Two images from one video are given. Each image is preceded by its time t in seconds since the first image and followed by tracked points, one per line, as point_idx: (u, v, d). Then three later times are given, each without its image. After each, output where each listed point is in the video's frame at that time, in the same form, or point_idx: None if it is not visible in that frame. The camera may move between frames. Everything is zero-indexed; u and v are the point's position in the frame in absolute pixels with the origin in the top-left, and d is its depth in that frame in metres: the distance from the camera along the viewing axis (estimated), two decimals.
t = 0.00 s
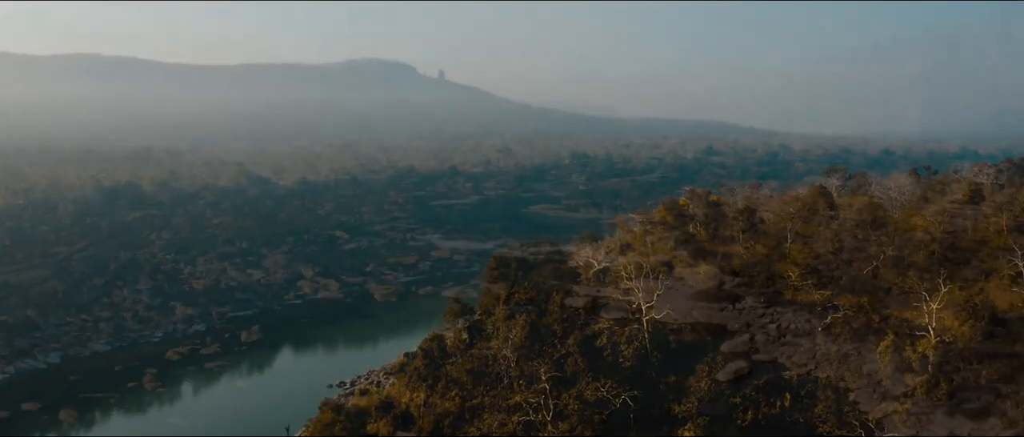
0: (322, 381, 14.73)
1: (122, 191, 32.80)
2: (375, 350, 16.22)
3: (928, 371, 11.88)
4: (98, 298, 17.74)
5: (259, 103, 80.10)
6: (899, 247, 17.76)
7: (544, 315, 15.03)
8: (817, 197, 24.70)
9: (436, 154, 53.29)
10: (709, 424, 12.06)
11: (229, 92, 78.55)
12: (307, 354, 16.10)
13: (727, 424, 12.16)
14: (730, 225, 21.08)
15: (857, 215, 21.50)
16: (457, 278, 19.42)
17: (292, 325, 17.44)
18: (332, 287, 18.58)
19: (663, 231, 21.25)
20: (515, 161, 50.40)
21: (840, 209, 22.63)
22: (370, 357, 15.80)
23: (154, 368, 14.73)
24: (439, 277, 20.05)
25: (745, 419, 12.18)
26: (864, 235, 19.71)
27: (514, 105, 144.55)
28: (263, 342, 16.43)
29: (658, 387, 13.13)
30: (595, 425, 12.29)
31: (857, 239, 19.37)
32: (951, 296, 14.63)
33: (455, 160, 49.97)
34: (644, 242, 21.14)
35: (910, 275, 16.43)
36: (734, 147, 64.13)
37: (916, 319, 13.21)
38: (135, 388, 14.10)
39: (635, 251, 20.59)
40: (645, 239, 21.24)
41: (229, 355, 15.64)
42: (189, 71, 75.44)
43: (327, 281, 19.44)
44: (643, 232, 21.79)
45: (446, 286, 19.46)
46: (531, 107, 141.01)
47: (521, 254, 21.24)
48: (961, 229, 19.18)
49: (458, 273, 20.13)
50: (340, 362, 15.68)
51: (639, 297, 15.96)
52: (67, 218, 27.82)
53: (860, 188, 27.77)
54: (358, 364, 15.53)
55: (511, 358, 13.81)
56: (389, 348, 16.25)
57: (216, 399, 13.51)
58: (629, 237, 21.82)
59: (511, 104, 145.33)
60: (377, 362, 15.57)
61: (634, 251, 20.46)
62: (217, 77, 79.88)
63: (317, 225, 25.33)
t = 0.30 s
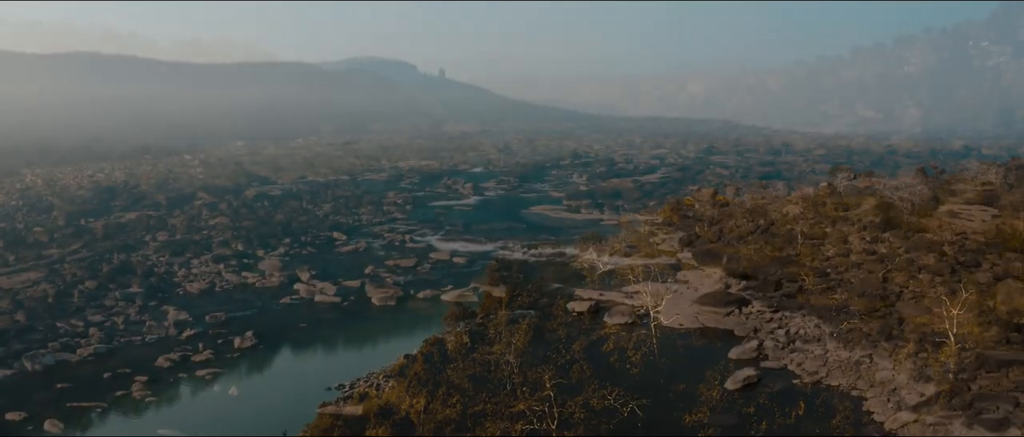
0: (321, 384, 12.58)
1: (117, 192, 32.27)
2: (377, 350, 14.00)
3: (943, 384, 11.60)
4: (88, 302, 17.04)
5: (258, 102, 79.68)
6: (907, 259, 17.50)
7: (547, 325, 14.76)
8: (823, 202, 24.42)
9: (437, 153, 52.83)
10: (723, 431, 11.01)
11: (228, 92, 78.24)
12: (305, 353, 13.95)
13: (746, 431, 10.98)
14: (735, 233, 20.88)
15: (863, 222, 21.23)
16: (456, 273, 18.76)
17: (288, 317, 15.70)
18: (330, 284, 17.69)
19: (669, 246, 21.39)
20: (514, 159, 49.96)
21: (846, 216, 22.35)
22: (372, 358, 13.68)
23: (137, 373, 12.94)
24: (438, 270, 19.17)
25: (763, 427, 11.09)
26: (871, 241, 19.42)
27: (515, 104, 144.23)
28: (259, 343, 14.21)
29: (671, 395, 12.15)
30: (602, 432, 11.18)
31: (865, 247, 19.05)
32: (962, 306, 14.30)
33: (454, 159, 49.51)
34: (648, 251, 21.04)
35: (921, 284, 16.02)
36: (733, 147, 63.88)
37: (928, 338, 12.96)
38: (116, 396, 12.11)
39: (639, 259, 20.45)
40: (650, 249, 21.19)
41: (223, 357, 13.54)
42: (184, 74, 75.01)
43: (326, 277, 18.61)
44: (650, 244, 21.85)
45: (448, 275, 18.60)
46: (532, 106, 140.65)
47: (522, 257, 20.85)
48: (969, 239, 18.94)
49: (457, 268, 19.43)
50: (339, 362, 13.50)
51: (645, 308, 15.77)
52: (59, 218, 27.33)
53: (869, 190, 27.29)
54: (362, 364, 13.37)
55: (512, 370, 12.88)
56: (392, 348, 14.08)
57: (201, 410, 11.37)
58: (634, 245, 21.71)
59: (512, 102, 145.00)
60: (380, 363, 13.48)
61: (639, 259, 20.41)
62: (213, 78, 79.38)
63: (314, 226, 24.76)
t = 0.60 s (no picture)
0: (319, 387, 12.34)
1: (111, 195, 31.78)
2: (376, 351, 13.71)
3: (962, 395, 11.21)
4: (77, 307, 16.59)
5: (258, 99, 79.42)
6: (919, 262, 17.06)
7: (549, 333, 14.28)
8: (830, 203, 24.00)
9: (437, 153, 52.34)
10: None
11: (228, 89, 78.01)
12: (303, 354, 13.64)
13: None
14: (741, 235, 20.46)
15: (872, 224, 20.81)
16: (456, 277, 18.29)
17: (283, 322, 15.19)
18: (327, 287, 17.20)
19: (674, 249, 20.95)
20: (515, 159, 49.47)
21: (854, 217, 21.93)
22: (370, 358, 13.44)
23: (125, 383, 12.45)
24: (438, 273, 18.69)
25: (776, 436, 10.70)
26: (880, 244, 19.00)
27: (515, 102, 143.73)
28: (252, 349, 13.73)
29: (679, 404, 11.69)
30: None
31: (874, 250, 18.63)
32: (979, 312, 13.93)
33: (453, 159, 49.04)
34: (652, 255, 20.59)
35: (934, 288, 15.61)
36: (735, 147, 63.41)
37: (941, 346, 12.72)
38: (101, 408, 11.62)
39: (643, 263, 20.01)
40: (654, 253, 20.75)
41: (213, 365, 13.03)
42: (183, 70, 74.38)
43: (322, 281, 18.12)
44: (654, 247, 21.43)
45: (447, 278, 18.12)
46: (532, 106, 140.29)
47: (522, 260, 20.41)
48: (981, 242, 18.53)
49: (456, 271, 18.95)
50: (336, 363, 13.25)
51: (650, 315, 15.30)
52: (51, 219, 26.86)
53: (877, 192, 26.79)
54: (362, 364, 13.16)
55: (514, 380, 12.45)
56: (390, 350, 13.78)
57: (194, 419, 10.97)
58: (637, 248, 21.28)
59: (512, 102, 144.51)
60: (379, 363, 13.24)
61: (642, 263, 19.98)
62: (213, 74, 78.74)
63: (311, 228, 24.31)
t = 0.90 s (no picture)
0: (316, 394, 11.88)
1: (105, 196, 31.22)
2: (375, 358, 13.25)
3: (985, 407, 10.80)
4: (65, 313, 16.05)
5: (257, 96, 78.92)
6: (933, 266, 16.58)
7: (552, 340, 13.75)
8: (837, 206, 23.53)
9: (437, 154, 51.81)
10: None
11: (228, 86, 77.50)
12: (298, 361, 13.17)
13: None
14: (748, 238, 20.00)
15: (881, 227, 20.34)
16: (456, 281, 17.76)
17: (277, 329, 14.68)
18: (322, 292, 16.67)
19: (678, 252, 20.44)
20: (515, 159, 48.85)
21: (863, 220, 21.45)
22: (365, 364, 13.00)
23: (112, 395, 11.93)
24: (437, 278, 18.15)
25: None
26: (891, 247, 18.52)
27: (514, 101, 143.09)
28: (244, 357, 13.23)
29: (690, 411, 11.20)
30: None
31: (886, 253, 18.14)
32: (998, 320, 13.50)
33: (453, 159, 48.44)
34: (657, 259, 20.07)
35: (950, 293, 15.14)
36: (736, 147, 62.91)
37: (960, 355, 12.29)
38: (85, 420, 11.10)
39: (647, 266, 19.49)
40: (659, 257, 20.23)
41: (204, 375, 12.52)
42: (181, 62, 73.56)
43: (318, 286, 17.60)
44: (659, 251, 20.91)
45: (447, 283, 17.58)
46: (532, 105, 139.71)
47: (523, 263, 19.89)
48: (994, 244, 18.06)
49: (455, 276, 18.42)
50: (331, 370, 12.80)
51: (656, 322, 14.78)
52: (43, 220, 26.32)
53: (884, 193, 26.33)
54: (359, 370, 12.74)
55: (517, 387, 11.95)
56: (386, 356, 13.31)
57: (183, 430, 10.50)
58: (641, 252, 20.74)
59: (511, 101, 143.91)
60: (374, 368, 12.82)
61: (647, 267, 19.45)
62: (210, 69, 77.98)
63: (307, 230, 23.80)
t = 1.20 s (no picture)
0: (309, 406, 11.33)
1: (97, 197, 30.60)
2: (371, 367, 12.67)
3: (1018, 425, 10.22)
4: (48, 321, 15.42)
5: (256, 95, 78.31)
6: (951, 271, 15.96)
7: (556, 350, 13.10)
8: (846, 208, 22.90)
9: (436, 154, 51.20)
10: None
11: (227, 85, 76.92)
12: (290, 371, 12.58)
13: None
14: (756, 242, 19.36)
15: (893, 230, 19.73)
16: (455, 287, 17.11)
17: (267, 338, 14.03)
18: (316, 299, 16.03)
19: (684, 256, 19.80)
20: (516, 159, 48.19)
21: (874, 222, 20.82)
22: (360, 374, 12.42)
23: (92, 411, 11.29)
24: (436, 283, 17.51)
25: None
26: (905, 251, 17.90)
27: (514, 102, 142.59)
28: (233, 369, 12.61)
29: (703, 425, 10.58)
30: None
31: (900, 257, 17.52)
32: None
33: (452, 160, 47.78)
34: (662, 263, 19.44)
35: (970, 300, 14.52)
36: (738, 147, 62.35)
37: (987, 367, 11.69)
38: None
39: (653, 271, 18.86)
40: (664, 261, 19.61)
41: (189, 389, 11.88)
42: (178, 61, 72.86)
43: (312, 292, 16.96)
44: (664, 254, 20.28)
45: (446, 289, 16.94)
46: (531, 105, 139.18)
47: (525, 267, 19.26)
48: (1012, 248, 17.45)
49: (455, 281, 17.77)
50: (324, 381, 12.22)
51: (664, 331, 14.15)
52: (32, 222, 25.67)
53: (894, 194, 25.70)
54: (355, 381, 12.16)
55: (520, 402, 11.31)
56: (382, 366, 12.70)
57: None
58: (646, 256, 20.10)
59: (510, 101, 143.35)
60: (370, 379, 12.23)
61: (652, 271, 18.83)
62: (208, 67, 77.16)
63: (303, 233, 23.18)
